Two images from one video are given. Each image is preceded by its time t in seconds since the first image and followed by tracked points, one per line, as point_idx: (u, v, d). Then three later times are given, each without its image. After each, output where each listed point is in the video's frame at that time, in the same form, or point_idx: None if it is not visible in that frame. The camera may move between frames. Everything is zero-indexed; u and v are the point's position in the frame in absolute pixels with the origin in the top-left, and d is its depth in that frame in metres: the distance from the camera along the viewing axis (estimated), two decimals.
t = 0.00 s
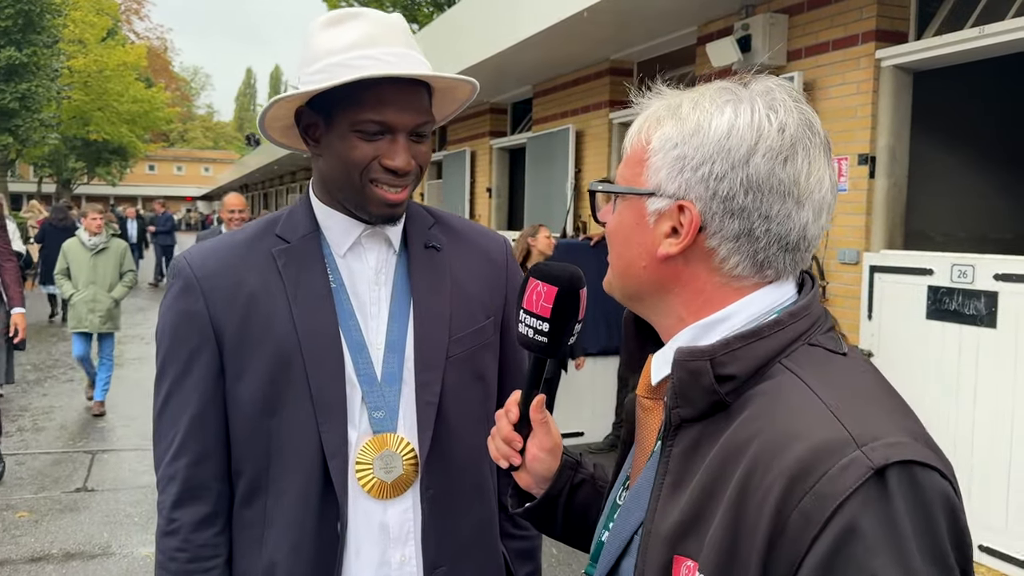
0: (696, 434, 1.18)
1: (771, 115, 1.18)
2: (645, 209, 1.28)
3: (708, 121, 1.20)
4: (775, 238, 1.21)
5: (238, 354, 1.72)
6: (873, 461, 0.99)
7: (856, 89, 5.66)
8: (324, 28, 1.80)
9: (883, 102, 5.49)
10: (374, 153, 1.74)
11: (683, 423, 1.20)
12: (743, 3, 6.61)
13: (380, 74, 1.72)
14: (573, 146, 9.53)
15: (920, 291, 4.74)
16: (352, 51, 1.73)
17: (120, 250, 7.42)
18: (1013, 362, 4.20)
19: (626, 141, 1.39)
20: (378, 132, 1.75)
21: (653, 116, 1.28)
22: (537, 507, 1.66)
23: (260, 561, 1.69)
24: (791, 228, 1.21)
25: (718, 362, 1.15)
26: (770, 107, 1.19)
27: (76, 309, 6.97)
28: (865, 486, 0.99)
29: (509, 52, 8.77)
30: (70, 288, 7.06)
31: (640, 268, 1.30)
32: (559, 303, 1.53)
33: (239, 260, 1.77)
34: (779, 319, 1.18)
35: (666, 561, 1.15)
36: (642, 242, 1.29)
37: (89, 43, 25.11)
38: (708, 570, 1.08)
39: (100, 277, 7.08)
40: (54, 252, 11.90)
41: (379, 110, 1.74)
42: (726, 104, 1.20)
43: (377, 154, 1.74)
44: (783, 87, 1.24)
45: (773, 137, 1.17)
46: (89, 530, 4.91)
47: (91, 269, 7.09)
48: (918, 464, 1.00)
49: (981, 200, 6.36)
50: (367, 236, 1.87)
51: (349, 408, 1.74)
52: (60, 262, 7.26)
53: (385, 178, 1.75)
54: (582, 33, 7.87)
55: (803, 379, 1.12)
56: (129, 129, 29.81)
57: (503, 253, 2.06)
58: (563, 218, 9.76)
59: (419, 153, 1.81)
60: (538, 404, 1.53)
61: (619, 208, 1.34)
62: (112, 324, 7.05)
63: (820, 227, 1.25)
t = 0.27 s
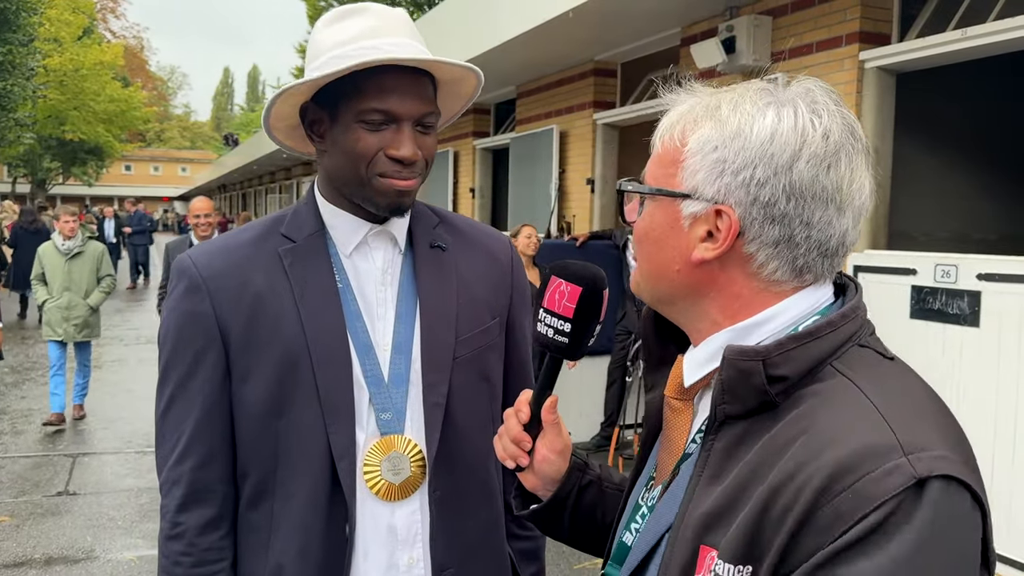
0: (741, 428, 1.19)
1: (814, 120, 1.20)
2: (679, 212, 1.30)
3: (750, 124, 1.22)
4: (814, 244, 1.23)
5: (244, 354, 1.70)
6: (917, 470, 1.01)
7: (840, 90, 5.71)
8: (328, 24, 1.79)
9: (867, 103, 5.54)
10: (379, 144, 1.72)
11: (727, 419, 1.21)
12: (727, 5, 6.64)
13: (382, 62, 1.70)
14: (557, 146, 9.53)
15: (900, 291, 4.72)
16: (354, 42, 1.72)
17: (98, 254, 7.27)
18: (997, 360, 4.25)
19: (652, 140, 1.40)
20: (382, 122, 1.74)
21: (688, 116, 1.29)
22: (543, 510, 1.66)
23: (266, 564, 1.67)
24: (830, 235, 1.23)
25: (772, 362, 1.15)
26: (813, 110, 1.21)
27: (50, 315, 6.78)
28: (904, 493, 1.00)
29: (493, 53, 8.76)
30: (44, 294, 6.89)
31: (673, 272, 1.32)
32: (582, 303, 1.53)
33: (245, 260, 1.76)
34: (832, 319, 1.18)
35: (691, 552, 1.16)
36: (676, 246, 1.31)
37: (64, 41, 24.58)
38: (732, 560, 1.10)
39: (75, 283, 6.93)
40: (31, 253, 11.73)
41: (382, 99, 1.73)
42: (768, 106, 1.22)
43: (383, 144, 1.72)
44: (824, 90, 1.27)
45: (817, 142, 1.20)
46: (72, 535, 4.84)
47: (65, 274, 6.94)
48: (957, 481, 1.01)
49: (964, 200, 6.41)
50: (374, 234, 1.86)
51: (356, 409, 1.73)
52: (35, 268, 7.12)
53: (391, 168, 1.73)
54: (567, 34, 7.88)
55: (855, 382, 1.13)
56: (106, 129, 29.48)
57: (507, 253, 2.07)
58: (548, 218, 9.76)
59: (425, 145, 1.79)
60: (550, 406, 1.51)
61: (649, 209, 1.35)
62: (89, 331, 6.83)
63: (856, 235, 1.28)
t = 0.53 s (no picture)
0: (756, 380, 1.25)
1: (863, 122, 1.25)
2: (716, 204, 1.34)
3: (800, 122, 1.25)
4: (851, 246, 1.29)
5: (245, 353, 1.69)
6: (894, 434, 1.04)
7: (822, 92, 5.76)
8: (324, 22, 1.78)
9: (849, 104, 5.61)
10: (372, 144, 1.72)
11: (744, 368, 1.26)
12: (710, 6, 6.68)
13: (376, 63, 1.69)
14: (541, 147, 9.55)
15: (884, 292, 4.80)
16: (349, 42, 1.71)
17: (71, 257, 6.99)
18: (977, 357, 4.32)
19: (688, 127, 1.43)
20: (375, 121, 1.73)
21: (733, 108, 1.32)
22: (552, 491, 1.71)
23: (267, 563, 1.67)
24: (868, 236, 1.29)
25: (799, 329, 1.19)
26: (863, 112, 1.26)
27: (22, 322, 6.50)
28: (876, 448, 1.04)
29: (477, 53, 8.76)
30: (15, 300, 6.62)
31: (706, 264, 1.37)
32: (608, 290, 1.59)
33: (246, 258, 1.75)
34: (873, 297, 1.21)
35: (676, 472, 1.27)
36: (712, 238, 1.36)
37: (41, 41, 23.85)
38: (703, 478, 1.19)
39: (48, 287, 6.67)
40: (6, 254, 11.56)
41: (377, 99, 1.72)
42: (818, 106, 1.26)
43: (377, 145, 1.72)
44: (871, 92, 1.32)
45: (865, 145, 1.25)
46: (53, 538, 4.79)
47: (38, 278, 6.69)
48: (930, 452, 1.04)
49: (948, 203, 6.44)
50: (373, 232, 1.87)
51: (356, 406, 1.73)
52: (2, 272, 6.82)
53: (384, 168, 1.72)
54: (551, 35, 7.90)
55: (875, 361, 1.16)
56: (82, 128, 29.12)
57: (506, 252, 2.07)
58: (531, 219, 9.78)
59: (420, 145, 1.79)
60: (566, 391, 1.56)
61: (683, 199, 1.39)
62: (63, 339, 6.60)
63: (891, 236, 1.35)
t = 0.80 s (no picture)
0: (737, 396, 1.26)
1: (821, 127, 1.27)
2: (685, 217, 1.36)
3: (759, 132, 1.28)
4: (819, 248, 1.31)
5: (243, 356, 1.69)
6: (888, 443, 1.05)
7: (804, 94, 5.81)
8: (321, 27, 1.78)
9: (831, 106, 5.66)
10: (374, 149, 1.73)
11: (726, 384, 1.27)
12: (693, 9, 6.72)
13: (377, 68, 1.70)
14: (524, 147, 9.56)
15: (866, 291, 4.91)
16: (351, 47, 1.72)
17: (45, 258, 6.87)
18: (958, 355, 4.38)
19: (655, 144, 1.46)
20: (376, 125, 1.74)
21: (694, 122, 1.36)
22: (545, 504, 1.70)
23: (266, 565, 1.67)
24: (836, 238, 1.31)
25: (779, 342, 1.20)
26: (819, 117, 1.28)
27: None
28: (872, 461, 1.05)
29: (460, 54, 8.76)
30: None
31: (680, 277, 1.39)
32: (586, 300, 1.59)
33: (242, 263, 1.75)
34: (843, 303, 1.23)
35: (667, 494, 1.26)
36: (683, 251, 1.38)
37: (14, 38, 23.49)
38: (698, 503, 1.18)
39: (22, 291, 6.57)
40: None
41: (380, 103, 1.73)
42: (775, 114, 1.28)
43: (378, 149, 1.73)
44: (829, 97, 1.34)
45: (823, 149, 1.27)
46: (36, 542, 4.75)
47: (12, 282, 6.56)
48: (924, 462, 1.05)
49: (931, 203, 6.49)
50: (369, 236, 1.87)
51: (356, 410, 1.74)
52: None
53: (386, 172, 1.73)
54: (534, 36, 7.91)
55: (854, 366, 1.18)
56: (58, 128, 28.81)
57: (500, 255, 2.08)
58: (515, 219, 9.78)
59: (420, 149, 1.80)
60: (553, 400, 1.57)
61: (653, 214, 1.42)
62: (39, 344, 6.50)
63: (861, 237, 1.36)
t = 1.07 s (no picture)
0: (746, 412, 1.28)
1: (805, 125, 1.31)
2: (677, 216, 1.39)
3: (747, 131, 1.32)
4: (808, 242, 1.34)
5: (242, 355, 1.70)
6: (913, 445, 1.10)
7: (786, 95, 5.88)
8: (321, 31, 1.80)
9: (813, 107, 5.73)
10: (380, 152, 1.76)
11: (733, 403, 1.28)
12: (676, 10, 6.77)
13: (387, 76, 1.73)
14: (508, 148, 9.59)
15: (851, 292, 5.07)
16: (356, 53, 1.73)
17: (25, 262, 6.08)
18: (939, 351, 4.53)
19: (643, 147, 1.49)
20: (384, 132, 1.77)
21: (682, 124, 1.39)
22: (536, 511, 1.72)
23: (266, 563, 1.69)
24: (823, 232, 1.35)
25: (778, 353, 1.23)
26: (802, 116, 1.32)
27: None
28: (902, 465, 1.09)
29: (444, 54, 8.77)
30: None
31: (674, 275, 1.41)
32: (576, 308, 1.62)
33: (240, 264, 1.76)
34: (822, 314, 1.26)
35: (692, 521, 1.24)
36: (676, 250, 1.40)
37: None
38: (730, 528, 1.17)
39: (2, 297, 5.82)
40: None
41: (385, 110, 1.76)
42: (761, 114, 1.32)
43: (385, 153, 1.76)
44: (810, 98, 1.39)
45: (810, 146, 1.30)
46: (18, 545, 4.70)
47: None
48: (950, 457, 1.11)
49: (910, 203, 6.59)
50: (366, 235, 1.88)
51: (355, 407, 1.75)
52: None
53: (391, 176, 1.77)
54: (519, 36, 7.94)
55: (856, 368, 1.23)
56: (35, 127, 28.52)
57: (492, 252, 2.10)
58: (499, 220, 9.80)
59: (421, 152, 1.83)
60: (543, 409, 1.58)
61: (644, 215, 1.44)
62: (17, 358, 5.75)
63: (843, 233, 1.40)
